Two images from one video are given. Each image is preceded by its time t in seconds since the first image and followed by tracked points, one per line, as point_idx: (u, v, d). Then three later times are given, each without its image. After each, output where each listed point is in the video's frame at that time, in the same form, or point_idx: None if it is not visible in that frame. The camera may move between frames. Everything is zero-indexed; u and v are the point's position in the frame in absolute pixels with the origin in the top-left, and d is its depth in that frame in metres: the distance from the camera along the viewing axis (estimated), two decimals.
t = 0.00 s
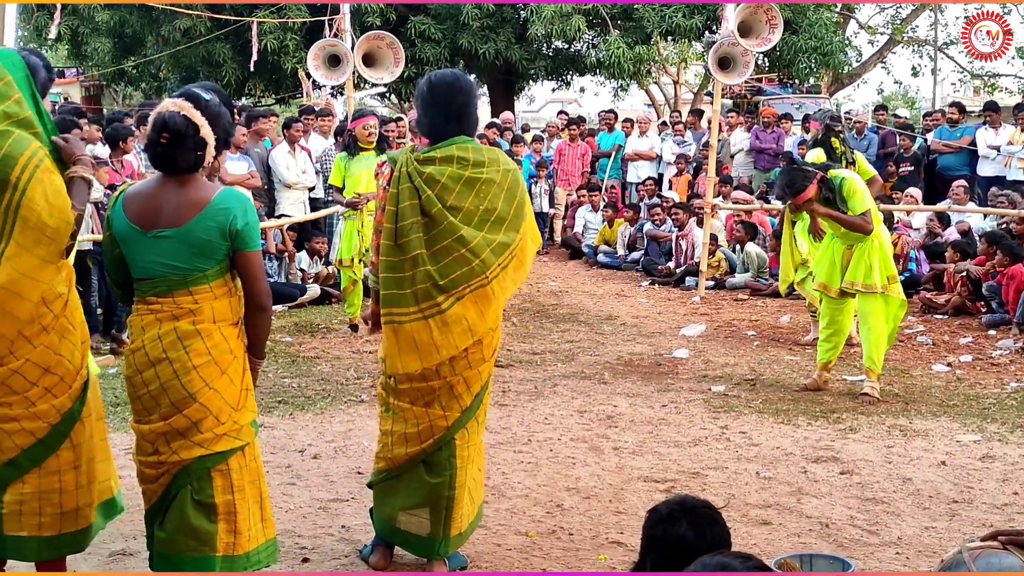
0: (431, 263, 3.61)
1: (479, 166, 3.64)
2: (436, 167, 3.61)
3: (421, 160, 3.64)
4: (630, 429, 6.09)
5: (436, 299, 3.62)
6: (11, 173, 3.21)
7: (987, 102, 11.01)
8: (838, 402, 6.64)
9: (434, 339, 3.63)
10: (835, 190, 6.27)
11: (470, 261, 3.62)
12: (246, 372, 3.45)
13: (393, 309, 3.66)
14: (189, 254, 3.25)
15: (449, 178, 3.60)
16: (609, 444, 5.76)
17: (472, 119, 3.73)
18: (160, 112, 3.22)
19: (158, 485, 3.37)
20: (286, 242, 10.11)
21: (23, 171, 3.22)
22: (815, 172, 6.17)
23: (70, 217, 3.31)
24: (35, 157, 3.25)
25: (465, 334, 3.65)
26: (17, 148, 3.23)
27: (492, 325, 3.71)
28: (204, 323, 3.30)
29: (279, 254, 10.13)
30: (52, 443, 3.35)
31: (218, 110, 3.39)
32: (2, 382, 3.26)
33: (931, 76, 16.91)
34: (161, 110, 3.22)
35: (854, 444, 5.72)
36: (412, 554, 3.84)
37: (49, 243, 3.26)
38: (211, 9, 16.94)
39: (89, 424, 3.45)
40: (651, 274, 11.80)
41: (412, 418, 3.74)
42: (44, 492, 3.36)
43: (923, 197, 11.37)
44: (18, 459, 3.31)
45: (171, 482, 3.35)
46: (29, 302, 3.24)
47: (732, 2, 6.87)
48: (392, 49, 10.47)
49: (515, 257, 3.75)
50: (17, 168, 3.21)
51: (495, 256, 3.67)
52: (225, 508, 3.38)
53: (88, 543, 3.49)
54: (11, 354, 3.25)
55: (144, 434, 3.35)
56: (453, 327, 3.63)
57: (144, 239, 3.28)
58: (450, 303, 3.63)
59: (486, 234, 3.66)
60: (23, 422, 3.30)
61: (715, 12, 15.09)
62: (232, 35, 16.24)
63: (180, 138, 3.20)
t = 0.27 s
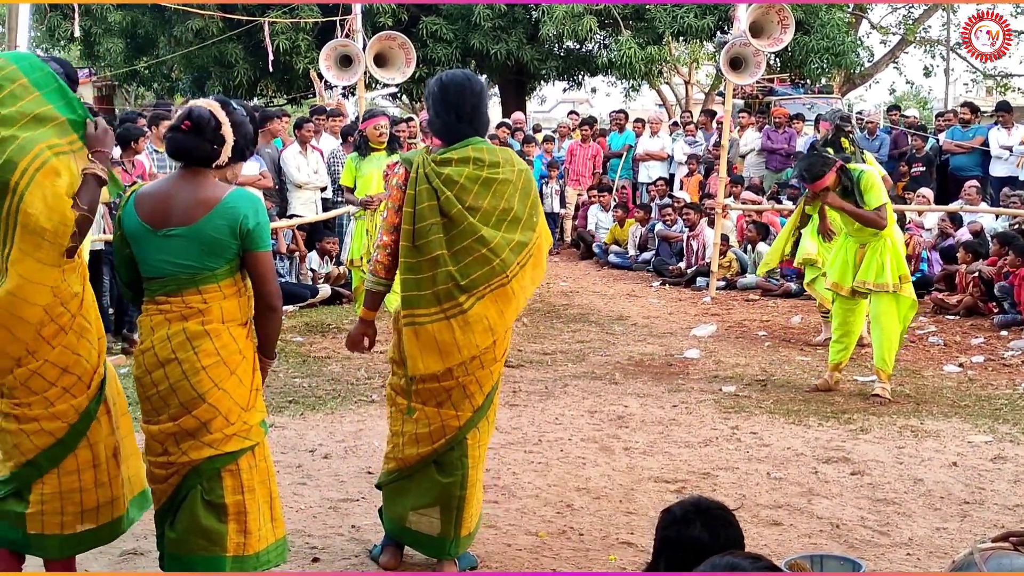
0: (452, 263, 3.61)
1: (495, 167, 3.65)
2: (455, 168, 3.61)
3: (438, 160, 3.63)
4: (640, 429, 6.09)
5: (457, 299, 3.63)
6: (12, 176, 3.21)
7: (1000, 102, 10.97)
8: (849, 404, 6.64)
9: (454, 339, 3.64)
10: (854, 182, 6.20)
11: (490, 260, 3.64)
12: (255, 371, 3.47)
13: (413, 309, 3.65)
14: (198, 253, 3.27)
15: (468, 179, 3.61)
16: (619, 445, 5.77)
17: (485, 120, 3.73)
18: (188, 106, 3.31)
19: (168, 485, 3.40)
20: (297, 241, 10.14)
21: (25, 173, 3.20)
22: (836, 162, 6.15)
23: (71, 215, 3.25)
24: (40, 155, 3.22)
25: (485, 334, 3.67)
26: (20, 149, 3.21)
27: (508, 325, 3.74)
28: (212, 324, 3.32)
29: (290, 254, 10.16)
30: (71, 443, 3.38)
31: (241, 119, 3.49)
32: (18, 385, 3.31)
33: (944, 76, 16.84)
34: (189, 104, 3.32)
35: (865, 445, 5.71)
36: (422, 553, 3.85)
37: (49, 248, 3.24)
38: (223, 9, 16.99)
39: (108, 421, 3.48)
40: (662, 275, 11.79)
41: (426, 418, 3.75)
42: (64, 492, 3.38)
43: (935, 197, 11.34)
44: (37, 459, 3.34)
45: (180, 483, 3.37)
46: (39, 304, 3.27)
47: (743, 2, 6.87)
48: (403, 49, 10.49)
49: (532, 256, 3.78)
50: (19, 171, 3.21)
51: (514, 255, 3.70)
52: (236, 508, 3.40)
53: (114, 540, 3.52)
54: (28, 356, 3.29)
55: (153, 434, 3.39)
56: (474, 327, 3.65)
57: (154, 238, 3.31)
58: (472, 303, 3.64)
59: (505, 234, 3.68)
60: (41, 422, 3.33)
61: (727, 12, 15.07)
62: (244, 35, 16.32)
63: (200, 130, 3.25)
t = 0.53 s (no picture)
0: (457, 263, 3.61)
1: (498, 167, 3.65)
2: (459, 169, 3.60)
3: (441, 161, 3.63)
4: (642, 429, 6.09)
5: (462, 300, 3.64)
6: None
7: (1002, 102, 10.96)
8: (851, 404, 6.63)
9: (458, 339, 3.65)
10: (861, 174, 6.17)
11: (495, 261, 3.64)
12: (255, 371, 3.47)
13: (418, 309, 3.65)
14: (201, 251, 3.27)
15: (472, 179, 3.61)
16: (621, 445, 5.77)
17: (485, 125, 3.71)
18: (199, 105, 3.36)
19: (167, 485, 3.40)
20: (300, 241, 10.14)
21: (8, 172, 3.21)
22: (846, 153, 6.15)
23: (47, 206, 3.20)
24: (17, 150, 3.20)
25: (488, 334, 3.68)
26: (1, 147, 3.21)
27: (511, 325, 3.74)
28: (213, 323, 3.32)
29: (292, 254, 10.16)
30: (63, 443, 3.38)
31: (247, 121, 3.48)
32: (12, 385, 3.30)
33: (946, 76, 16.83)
34: (200, 104, 3.37)
35: (867, 445, 5.71)
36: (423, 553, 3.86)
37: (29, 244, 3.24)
38: (225, 9, 17.01)
39: (102, 422, 3.48)
40: (664, 275, 11.79)
41: (428, 418, 3.75)
42: (57, 492, 3.38)
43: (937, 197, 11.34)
44: (30, 458, 3.34)
45: (180, 483, 3.38)
46: (28, 304, 3.26)
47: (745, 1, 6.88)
48: (405, 49, 10.49)
49: (534, 256, 3.78)
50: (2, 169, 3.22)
51: (518, 256, 3.71)
52: (236, 508, 3.40)
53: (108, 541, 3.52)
54: (22, 357, 3.29)
55: (152, 434, 3.39)
56: (478, 327, 3.65)
57: (157, 235, 3.30)
58: (476, 303, 3.64)
59: (509, 234, 3.68)
60: (35, 422, 3.33)
61: (729, 12, 15.07)
62: (246, 36, 16.34)
63: (205, 128, 3.29)
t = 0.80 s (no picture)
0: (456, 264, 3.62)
1: (499, 168, 3.66)
2: (459, 169, 3.61)
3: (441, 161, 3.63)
4: (642, 429, 6.10)
5: (461, 300, 3.64)
6: None
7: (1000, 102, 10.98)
8: (849, 403, 6.64)
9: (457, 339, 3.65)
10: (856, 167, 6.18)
11: (494, 261, 3.65)
12: (255, 371, 3.48)
13: (417, 309, 3.66)
14: (203, 250, 3.27)
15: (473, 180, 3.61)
16: (620, 444, 5.78)
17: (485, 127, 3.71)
18: (201, 105, 3.38)
19: (166, 485, 3.40)
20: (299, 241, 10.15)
21: None
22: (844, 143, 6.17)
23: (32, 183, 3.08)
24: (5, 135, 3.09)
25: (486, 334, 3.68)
26: None
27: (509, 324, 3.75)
28: (213, 322, 3.33)
29: (291, 254, 10.17)
30: (50, 446, 3.25)
31: (249, 123, 3.48)
32: None
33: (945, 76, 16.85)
34: (202, 104, 3.38)
35: (866, 445, 5.71)
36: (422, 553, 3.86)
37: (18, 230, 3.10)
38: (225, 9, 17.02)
39: (89, 425, 3.36)
40: (663, 274, 11.80)
41: (427, 418, 3.76)
42: (44, 494, 3.26)
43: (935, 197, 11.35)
44: (13, 460, 3.21)
45: (178, 482, 3.38)
46: (11, 303, 3.12)
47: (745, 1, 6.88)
48: (404, 49, 10.50)
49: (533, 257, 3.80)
50: None
51: (517, 256, 3.73)
52: (235, 508, 3.41)
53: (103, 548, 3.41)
54: (6, 357, 3.14)
55: (151, 434, 3.39)
56: (476, 328, 3.66)
57: (159, 234, 3.30)
58: (475, 303, 3.65)
59: (508, 235, 3.69)
60: (19, 423, 3.20)
61: (728, 13, 15.09)
62: (246, 36, 16.36)
63: (206, 128, 3.31)
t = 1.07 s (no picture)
0: (454, 264, 3.62)
1: (497, 169, 3.66)
2: (457, 170, 3.61)
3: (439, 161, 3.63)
4: (642, 429, 6.10)
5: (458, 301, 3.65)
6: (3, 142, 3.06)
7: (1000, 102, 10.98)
8: (849, 403, 6.65)
9: (455, 339, 3.66)
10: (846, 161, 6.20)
11: (491, 262, 3.66)
12: (254, 371, 3.48)
13: (414, 309, 3.66)
14: (203, 250, 3.28)
15: (471, 181, 3.61)
16: (620, 444, 5.78)
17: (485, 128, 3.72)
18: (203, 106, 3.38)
19: (166, 484, 3.40)
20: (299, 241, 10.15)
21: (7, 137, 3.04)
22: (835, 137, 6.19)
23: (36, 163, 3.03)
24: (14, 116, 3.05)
25: (484, 334, 3.69)
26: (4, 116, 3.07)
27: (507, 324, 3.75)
28: (213, 322, 3.33)
29: (292, 254, 10.17)
30: (47, 447, 3.24)
31: (250, 125, 3.49)
32: None
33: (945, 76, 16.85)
34: (203, 105, 3.39)
35: (866, 445, 5.72)
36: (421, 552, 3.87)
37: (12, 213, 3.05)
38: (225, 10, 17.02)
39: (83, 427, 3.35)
40: (663, 274, 11.80)
41: (426, 418, 3.76)
42: (38, 496, 3.25)
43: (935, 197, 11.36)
44: (12, 461, 3.20)
45: (178, 483, 3.38)
46: (14, 303, 3.11)
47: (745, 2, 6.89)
48: (405, 49, 10.50)
49: (531, 258, 3.80)
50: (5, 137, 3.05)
51: (515, 257, 3.73)
52: (235, 508, 3.41)
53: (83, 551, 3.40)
54: (7, 356, 3.12)
55: (151, 433, 3.38)
56: (473, 328, 3.66)
57: (160, 233, 3.31)
58: (473, 304, 3.66)
59: (506, 236, 3.70)
60: (17, 424, 3.18)
61: (728, 13, 15.10)
62: (246, 36, 16.36)
63: (208, 127, 3.31)
